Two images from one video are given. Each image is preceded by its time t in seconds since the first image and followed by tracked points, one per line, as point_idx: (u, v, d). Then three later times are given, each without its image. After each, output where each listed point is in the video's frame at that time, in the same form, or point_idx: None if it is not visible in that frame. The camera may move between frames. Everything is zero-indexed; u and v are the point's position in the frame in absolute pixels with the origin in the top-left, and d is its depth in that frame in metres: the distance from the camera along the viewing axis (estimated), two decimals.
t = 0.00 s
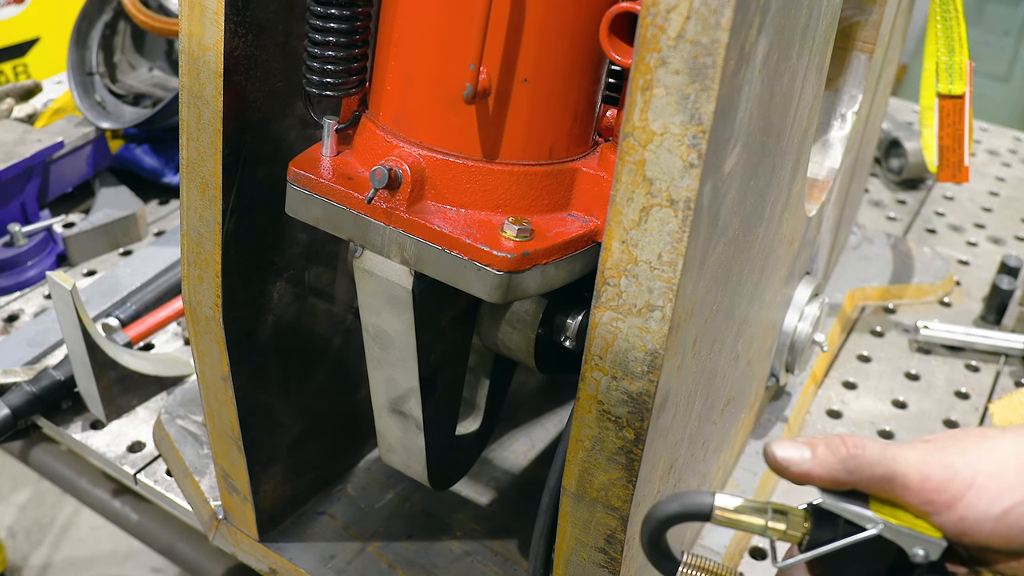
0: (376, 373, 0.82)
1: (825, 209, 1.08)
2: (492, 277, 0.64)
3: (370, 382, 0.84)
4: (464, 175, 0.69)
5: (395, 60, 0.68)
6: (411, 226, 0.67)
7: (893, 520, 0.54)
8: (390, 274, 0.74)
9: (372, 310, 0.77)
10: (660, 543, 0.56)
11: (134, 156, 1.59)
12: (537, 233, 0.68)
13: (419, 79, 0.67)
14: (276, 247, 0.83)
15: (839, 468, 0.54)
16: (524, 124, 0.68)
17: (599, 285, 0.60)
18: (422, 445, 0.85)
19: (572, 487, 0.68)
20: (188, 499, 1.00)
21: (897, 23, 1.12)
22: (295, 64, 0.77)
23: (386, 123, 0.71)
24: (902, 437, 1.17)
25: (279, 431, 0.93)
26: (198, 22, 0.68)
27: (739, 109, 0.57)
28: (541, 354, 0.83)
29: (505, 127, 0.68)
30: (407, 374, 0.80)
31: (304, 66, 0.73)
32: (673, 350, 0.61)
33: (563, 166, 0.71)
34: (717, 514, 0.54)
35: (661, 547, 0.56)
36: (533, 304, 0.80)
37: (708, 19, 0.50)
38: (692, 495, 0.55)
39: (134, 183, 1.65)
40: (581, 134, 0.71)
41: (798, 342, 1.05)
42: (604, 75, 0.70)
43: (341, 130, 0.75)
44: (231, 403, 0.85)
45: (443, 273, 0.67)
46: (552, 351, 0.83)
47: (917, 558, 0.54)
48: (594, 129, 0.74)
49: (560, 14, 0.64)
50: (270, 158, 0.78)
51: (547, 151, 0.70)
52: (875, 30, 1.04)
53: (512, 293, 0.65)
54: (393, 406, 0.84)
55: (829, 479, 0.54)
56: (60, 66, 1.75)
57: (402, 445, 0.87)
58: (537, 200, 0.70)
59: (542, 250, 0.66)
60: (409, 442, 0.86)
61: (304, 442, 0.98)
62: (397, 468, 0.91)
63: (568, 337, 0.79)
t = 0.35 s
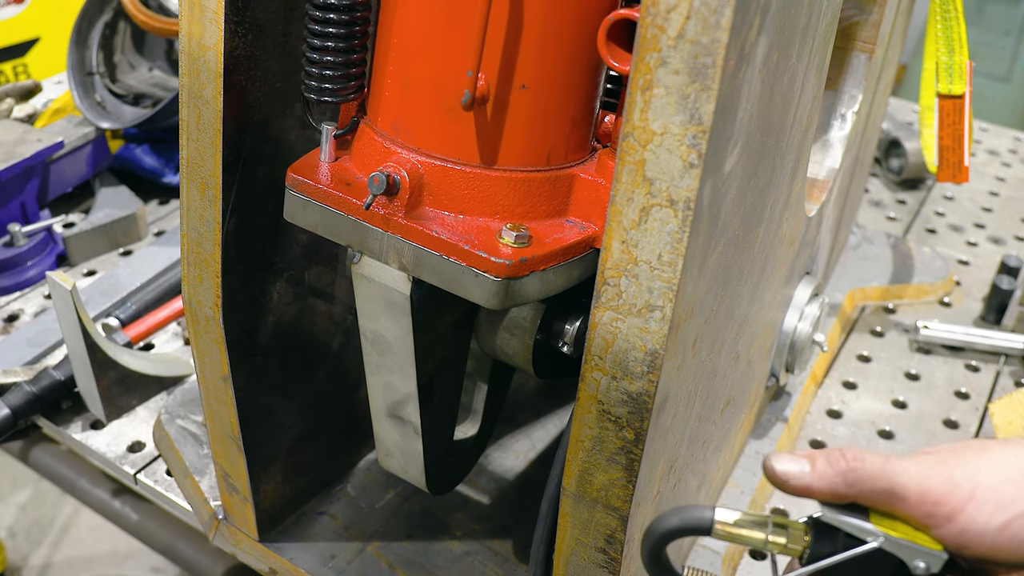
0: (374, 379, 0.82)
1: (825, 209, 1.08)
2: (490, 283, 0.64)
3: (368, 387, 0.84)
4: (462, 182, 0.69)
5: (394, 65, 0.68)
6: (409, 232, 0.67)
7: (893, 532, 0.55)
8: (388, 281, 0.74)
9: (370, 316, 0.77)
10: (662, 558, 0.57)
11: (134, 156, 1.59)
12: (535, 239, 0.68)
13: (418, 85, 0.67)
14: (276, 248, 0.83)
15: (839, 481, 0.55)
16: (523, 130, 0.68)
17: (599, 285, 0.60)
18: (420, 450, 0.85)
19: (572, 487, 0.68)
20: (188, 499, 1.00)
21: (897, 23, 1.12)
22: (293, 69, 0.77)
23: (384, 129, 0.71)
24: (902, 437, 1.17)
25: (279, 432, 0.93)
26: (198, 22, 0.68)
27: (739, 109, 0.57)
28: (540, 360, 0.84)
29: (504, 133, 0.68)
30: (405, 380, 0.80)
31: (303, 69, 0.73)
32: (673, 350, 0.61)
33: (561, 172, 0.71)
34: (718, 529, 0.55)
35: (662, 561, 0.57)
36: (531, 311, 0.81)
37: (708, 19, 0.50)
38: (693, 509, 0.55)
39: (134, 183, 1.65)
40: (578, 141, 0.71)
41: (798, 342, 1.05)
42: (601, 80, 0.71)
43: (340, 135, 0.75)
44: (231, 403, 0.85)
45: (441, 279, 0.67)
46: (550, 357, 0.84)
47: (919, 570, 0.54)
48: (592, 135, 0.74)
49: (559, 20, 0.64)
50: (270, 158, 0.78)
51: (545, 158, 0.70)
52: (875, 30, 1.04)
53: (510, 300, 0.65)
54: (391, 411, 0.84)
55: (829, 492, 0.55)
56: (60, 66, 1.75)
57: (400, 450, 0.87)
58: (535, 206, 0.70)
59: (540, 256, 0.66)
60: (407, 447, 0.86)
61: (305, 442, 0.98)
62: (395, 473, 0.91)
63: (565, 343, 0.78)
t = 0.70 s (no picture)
0: (372, 384, 0.82)
1: (825, 209, 1.08)
2: (488, 289, 0.64)
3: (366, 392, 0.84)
4: (461, 188, 0.69)
5: (392, 71, 0.68)
6: (407, 238, 0.67)
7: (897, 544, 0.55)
8: (387, 288, 0.73)
9: (368, 321, 0.77)
10: (664, 568, 0.57)
11: (134, 156, 1.59)
12: (533, 245, 0.68)
13: (416, 91, 0.68)
14: (276, 248, 0.83)
15: (839, 492, 0.55)
16: (521, 136, 0.68)
17: (599, 285, 0.60)
18: (418, 455, 0.85)
19: (572, 487, 0.68)
20: (188, 499, 1.00)
21: (897, 23, 1.12)
22: (291, 73, 0.77)
23: (382, 135, 0.71)
24: (902, 437, 1.17)
25: (280, 432, 0.93)
26: (198, 22, 0.68)
27: (739, 109, 0.57)
28: (537, 365, 0.84)
29: (501, 139, 0.68)
30: (403, 385, 0.80)
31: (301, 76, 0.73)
32: (673, 350, 0.61)
33: (560, 178, 0.71)
34: (720, 540, 0.55)
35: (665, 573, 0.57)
36: (528, 318, 0.81)
37: (708, 19, 0.50)
38: (695, 520, 0.55)
39: (133, 182, 1.65)
40: (577, 147, 0.71)
41: (798, 342, 1.05)
42: (600, 86, 0.71)
43: (338, 141, 0.75)
44: (231, 403, 0.85)
45: (439, 285, 0.67)
46: (548, 363, 0.84)
47: None
48: (590, 141, 0.74)
49: (557, 26, 0.64)
50: (270, 158, 0.78)
51: (543, 164, 0.70)
52: (875, 30, 1.04)
53: (508, 305, 0.65)
54: (389, 416, 0.83)
55: (829, 502, 0.55)
56: (60, 66, 1.75)
57: (398, 455, 0.87)
58: (534, 212, 0.70)
59: (538, 262, 0.66)
60: (405, 452, 0.86)
61: (305, 442, 0.98)
62: (394, 478, 0.91)
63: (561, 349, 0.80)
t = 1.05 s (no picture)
0: (371, 388, 0.83)
1: (825, 209, 1.08)
2: (486, 295, 0.64)
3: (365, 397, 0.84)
4: (459, 194, 0.69)
5: (391, 77, 0.69)
6: (405, 244, 0.67)
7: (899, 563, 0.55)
8: (386, 292, 0.73)
9: (367, 327, 0.77)
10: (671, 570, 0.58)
11: (134, 156, 1.59)
12: (531, 251, 0.68)
13: (414, 97, 0.68)
14: (276, 248, 0.83)
15: (840, 511, 0.56)
16: (519, 142, 0.68)
17: (599, 285, 0.60)
18: (416, 460, 0.85)
19: (572, 487, 0.68)
20: (188, 499, 1.00)
21: (898, 23, 1.12)
22: (290, 76, 0.77)
23: (381, 141, 0.71)
24: (902, 437, 1.17)
25: (280, 432, 0.93)
26: (198, 22, 0.68)
27: (739, 109, 0.57)
28: (536, 369, 0.84)
29: (499, 145, 0.68)
30: (401, 390, 0.80)
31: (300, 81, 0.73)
32: (673, 349, 0.61)
33: (557, 184, 0.71)
34: (724, 546, 0.56)
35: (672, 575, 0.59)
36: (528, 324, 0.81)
37: (708, 19, 0.50)
38: (699, 524, 0.57)
39: (134, 182, 1.65)
40: (575, 153, 0.71)
41: (798, 343, 1.05)
42: (599, 92, 0.71)
43: (336, 146, 0.75)
44: (231, 403, 0.85)
45: (437, 290, 0.67)
46: (546, 367, 0.85)
47: None
48: (589, 147, 0.74)
49: (556, 33, 0.64)
50: (270, 158, 0.78)
51: (541, 170, 0.70)
52: (875, 30, 1.04)
53: (506, 310, 0.65)
54: (388, 421, 0.84)
55: (830, 522, 0.56)
56: (60, 66, 1.75)
57: (397, 460, 0.87)
58: (531, 218, 0.70)
59: (536, 268, 0.66)
60: (403, 457, 0.86)
61: (305, 442, 0.98)
62: (392, 482, 0.91)
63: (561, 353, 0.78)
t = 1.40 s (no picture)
0: (369, 394, 0.83)
1: (825, 209, 1.08)
2: (483, 301, 0.64)
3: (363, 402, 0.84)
4: (457, 200, 0.69)
5: (389, 82, 0.69)
6: (404, 250, 0.67)
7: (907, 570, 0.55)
8: (384, 297, 0.73)
9: (365, 332, 0.77)
10: None
11: (134, 156, 1.59)
12: (529, 256, 0.68)
13: (413, 103, 0.68)
14: (276, 248, 0.83)
15: (850, 519, 0.56)
16: (517, 148, 0.68)
17: (599, 285, 0.60)
18: (414, 465, 0.85)
19: (572, 487, 0.68)
20: (188, 499, 1.01)
21: (898, 23, 1.12)
22: (289, 79, 0.77)
23: (379, 146, 0.72)
24: (902, 437, 1.17)
25: (280, 432, 0.93)
26: (198, 22, 0.68)
27: (739, 109, 0.57)
28: (535, 376, 0.84)
29: (498, 151, 0.68)
30: (399, 396, 0.80)
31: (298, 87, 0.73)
32: (673, 349, 0.61)
33: (555, 190, 0.71)
34: (728, 555, 0.56)
35: None
36: (525, 330, 0.81)
37: (708, 19, 0.50)
38: (703, 533, 0.56)
39: (134, 182, 1.65)
40: (573, 158, 0.71)
41: (798, 342, 1.05)
42: (597, 98, 0.71)
43: (335, 152, 0.75)
44: (231, 403, 0.85)
45: (435, 296, 0.67)
46: (544, 373, 0.85)
47: None
48: (587, 152, 0.74)
49: (554, 37, 0.65)
50: (270, 157, 0.78)
51: (539, 176, 0.70)
52: (875, 30, 1.04)
53: (504, 317, 0.65)
54: (386, 425, 0.84)
55: (840, 530, 0.56)
56: (60, 66, 1.75)
57: (395, 465, 0.87)
58: (529, 224, 0.70)
59: (534, 274, 0.66)
60: (401, 462, 0.86)
61: (305, 442, 0.98)
62: (390, 487, 0.91)
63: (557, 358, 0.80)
